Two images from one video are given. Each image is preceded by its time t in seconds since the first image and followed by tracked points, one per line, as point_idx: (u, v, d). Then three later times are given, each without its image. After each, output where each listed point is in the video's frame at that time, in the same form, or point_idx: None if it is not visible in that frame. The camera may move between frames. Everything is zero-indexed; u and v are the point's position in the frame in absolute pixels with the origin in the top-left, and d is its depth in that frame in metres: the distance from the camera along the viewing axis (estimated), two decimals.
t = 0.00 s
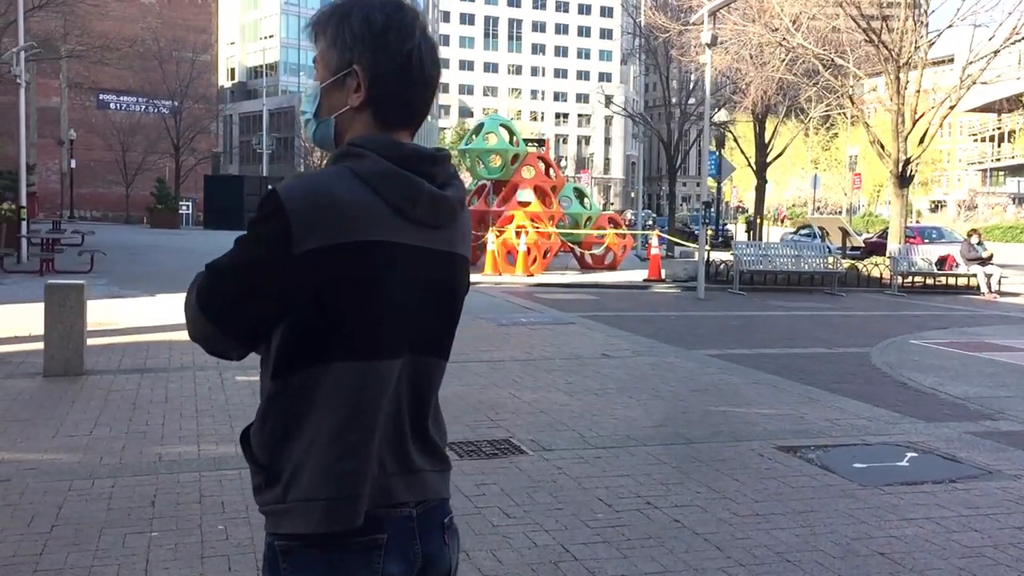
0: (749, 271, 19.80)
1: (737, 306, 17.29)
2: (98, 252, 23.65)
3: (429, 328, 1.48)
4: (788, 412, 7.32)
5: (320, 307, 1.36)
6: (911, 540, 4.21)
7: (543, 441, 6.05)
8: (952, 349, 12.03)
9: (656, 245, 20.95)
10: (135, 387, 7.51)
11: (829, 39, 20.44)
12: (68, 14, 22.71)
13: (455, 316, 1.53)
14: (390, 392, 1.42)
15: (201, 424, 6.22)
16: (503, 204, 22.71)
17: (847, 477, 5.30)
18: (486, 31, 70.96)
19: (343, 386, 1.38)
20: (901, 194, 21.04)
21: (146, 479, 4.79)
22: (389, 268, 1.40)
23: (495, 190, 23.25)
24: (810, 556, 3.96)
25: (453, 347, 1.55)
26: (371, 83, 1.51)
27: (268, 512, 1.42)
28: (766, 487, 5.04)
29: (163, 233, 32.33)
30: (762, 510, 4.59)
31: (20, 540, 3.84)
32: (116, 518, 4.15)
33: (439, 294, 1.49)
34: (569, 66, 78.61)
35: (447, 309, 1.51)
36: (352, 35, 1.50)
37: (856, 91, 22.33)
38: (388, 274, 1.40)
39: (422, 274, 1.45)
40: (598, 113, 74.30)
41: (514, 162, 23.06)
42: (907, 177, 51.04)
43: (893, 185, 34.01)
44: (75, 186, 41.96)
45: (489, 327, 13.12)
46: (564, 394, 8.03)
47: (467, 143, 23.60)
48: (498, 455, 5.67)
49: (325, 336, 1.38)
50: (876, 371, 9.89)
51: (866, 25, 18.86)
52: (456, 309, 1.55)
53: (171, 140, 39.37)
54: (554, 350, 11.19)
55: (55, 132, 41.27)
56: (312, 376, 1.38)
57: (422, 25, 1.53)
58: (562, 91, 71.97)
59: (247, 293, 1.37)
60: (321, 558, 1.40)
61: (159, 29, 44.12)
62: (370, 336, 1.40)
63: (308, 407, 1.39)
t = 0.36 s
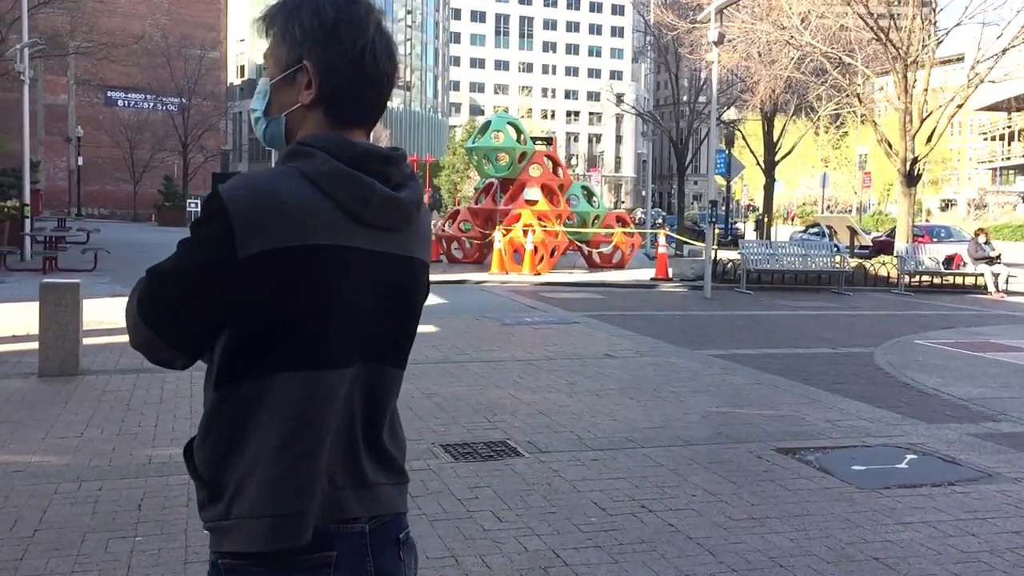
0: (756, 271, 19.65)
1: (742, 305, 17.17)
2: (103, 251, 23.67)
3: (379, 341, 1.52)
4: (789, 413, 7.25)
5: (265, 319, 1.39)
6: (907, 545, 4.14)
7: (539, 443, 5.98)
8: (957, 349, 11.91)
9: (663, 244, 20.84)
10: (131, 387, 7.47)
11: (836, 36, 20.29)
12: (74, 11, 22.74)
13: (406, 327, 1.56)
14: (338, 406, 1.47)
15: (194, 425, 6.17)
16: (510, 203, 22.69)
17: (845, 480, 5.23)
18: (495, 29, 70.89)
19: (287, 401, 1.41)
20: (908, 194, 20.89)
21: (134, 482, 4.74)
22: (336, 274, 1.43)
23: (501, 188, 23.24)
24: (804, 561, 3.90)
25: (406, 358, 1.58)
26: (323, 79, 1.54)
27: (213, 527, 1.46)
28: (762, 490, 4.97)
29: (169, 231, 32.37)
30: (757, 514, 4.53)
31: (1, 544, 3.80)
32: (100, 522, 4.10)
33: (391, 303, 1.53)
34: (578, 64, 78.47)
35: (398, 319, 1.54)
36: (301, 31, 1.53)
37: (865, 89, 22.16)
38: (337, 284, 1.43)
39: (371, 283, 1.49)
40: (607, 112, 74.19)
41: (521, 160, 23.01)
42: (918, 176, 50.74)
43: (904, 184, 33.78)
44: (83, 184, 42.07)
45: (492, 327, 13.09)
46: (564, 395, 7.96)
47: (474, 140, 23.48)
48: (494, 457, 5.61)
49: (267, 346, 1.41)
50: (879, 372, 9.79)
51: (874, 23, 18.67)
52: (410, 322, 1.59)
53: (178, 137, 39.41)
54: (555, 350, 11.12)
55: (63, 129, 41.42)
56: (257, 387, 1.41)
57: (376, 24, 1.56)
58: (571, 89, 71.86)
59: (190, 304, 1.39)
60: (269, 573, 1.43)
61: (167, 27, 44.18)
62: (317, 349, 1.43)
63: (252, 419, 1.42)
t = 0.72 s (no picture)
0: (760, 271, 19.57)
1: (745, 305, 17.12)
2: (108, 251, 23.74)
3: (323, 351, 1.53)
4: (788, 415, 7.21)
5: (201, 327, 1.39)
6: (898, 549, 4.11)
7: (533, 445, 5.96)
8: (958, 350, 11.87)
9: (668, 244, 20.78)
10: (126, 387, 7.46)
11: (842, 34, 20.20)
12: (80, 11, 22.79)
13: (350, 334, 1.57)
14: (279, 416, 1.47)
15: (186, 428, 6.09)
16: (515, 202, 22.70)
17: (840, 483, 5.19)
18: (504, 28, 70.94)
19: (225, 413, 1.41)
20: (914, 194, 20.77)
21: (121, 486, 4.71)
22: (274, 278, 1.43)
23: (506, 188, 23.29)
24: (793, 566, 3.86)
25: (352, 365, 1.59)
26: (265, 77, 1.53)
27: (147, 543, 1.45)
28: (755, 493, 4.94)
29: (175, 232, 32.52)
30: (749, 518, 4.49)
31: None
32: (83, 527, 4.08)
33: (333, 310, 1.53)
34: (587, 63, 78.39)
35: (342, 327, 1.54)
36: (240, 27, 1.52)
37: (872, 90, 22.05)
38: (275, 292, 1.43)
39: (313, 291, 1.49)
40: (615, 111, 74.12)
41: (526, 160, 22.99)
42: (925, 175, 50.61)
43: (912, 184, 33.74)
44: (89, 184, 42.22)
45: (495, 328, 13.10)
46: (561, 396, 7.93)
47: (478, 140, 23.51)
48: (486, 459, 5.58)
49: (202, 350, 1.40)
50: (880, 373, 9.74)
51: (879, 22, 18.58)
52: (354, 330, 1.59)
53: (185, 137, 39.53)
54: (555, 350, 11.09)
55: (71, 128, 41.61)
56: (192, 395, 1.41)
57: (320, 20, 1.55)
58: (578, 89, 71.78)
59: (122, 312, 1.38)
60: None
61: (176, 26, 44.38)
62: (255, 358, 1.43)
63: (187, 428, 1.42)
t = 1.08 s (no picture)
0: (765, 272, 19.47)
1: (748, 307, 17.03)
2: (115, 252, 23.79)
3: (256, 345, 1.52)
4: (785, 418, 7.15)
5: (125, 326, 1.38)
6: (890, 556, 4.05)
7: (525, 447, 5.91)
8: (961, 353, 11.77)
9: (672, 245, 20.70)
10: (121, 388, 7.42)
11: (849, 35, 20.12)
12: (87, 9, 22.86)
13: (284, 332, 1.55)
14: (205, 417, 1.46)
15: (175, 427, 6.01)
16: (519, 203, 22.63)
17: (833, 488, 5.13)
18: (513, 28, 71.02)
19: (144, 418, 1.39)
20: (921, 195, 20.64)
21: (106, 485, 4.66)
22: (200, 276, 1.42)
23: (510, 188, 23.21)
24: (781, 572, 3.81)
25: (286, 368, 1.58)
26: (196, 67, 1.53)
27: (71, 551, 1.43)
28: (747, 498, 4.88)
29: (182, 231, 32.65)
30: (739, 522, 4.43)
31: None
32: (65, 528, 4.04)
33: (268, 306, 1.52)
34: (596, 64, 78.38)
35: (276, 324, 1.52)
36: (170, 15, 1.52)
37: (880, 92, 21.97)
38: (204, 293, 1.43)
39: (244, 286, 1.48)
40: (624, 113, 74.06)
41: (532, 160, 22.83)
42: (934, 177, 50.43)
43: (922, 185, 33.58)
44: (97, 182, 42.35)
45: (496, 329, 13.09)
46: (557, 398, 7.89)
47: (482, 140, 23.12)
48: (477, 461, 5.55)
49: (124, 350, 1.39)
50: (880, 376, 9.66)
51: (886, 24, 18.50)
52: (291, 330, 1.58)
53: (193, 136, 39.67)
54: (554, 351, 11.02)
55: (79, 127, 41.78)
56: (113, 400, 1.40)
57: (252, 9, 1.55)
58: (587, 89, 71.77)
59: (42, 311, 1.37)
60: None
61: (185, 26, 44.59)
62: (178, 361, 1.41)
63: (107, 433, 1.40)
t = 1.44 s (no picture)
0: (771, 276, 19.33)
1: (752, 311, 16.94)
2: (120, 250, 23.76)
3: (183, 347, 1.51)
4: (780, 424, 7.09)
5: (38, 333, 1.36)
6: (879, 567, 3.99)
7: (515, 450, 5.87)
8: (963, 359, 11.68)
9: (677, 247, 20.60)
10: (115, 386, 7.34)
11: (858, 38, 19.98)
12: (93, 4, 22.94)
13: (213, 334, 1.54)
14: (119, 426, 1.44)
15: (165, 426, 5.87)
16: (524, 204, 22.59)
17: (824, 496, 5.06)
18: (524, 29, 70.99)
19: (51, 428, 1.38)
20: (929, 200, 20.47)
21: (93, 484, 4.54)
22: (117, 284, 1.40)
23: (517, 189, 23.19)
24: None
25: (210, 379, 1.57)
26: (116, 61, 1.51)
27: None
28: (736, 505, 4.82)
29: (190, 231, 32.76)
30: (725, 530, 4.38)
31: None
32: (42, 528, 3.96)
33: (195, 308, 1.51)
34: (607, 66, 78.28)
35: (201, 327, 1.51)
36: (91, 6, 1.50)
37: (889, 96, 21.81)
38: (128, 296, 1.42)
39: (167, 290, 1.47)
40: (635, 115, 73.90)
41: (538, 161, 22.83)
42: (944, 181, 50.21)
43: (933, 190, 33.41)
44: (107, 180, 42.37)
45: (496, 330, 13.06)
46: (551, 401, 7.85)
47: (488, 141, 23.11)
48: (466, 464, 5.50)
49: (33, 359, 1.37)
50: (879, 382, 9.58)
51: (896, 27, 18.33)
52: (221, 331, 1.57)
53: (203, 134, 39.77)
54: (553, 353, 10.95)
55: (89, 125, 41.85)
56: (20, 406, 1.38)
57: (177, 3, 1.53)
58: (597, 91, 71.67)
59: None
60: None
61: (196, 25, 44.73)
62: (88, 369, 1.39)
63: (17, 440, 1.39)
